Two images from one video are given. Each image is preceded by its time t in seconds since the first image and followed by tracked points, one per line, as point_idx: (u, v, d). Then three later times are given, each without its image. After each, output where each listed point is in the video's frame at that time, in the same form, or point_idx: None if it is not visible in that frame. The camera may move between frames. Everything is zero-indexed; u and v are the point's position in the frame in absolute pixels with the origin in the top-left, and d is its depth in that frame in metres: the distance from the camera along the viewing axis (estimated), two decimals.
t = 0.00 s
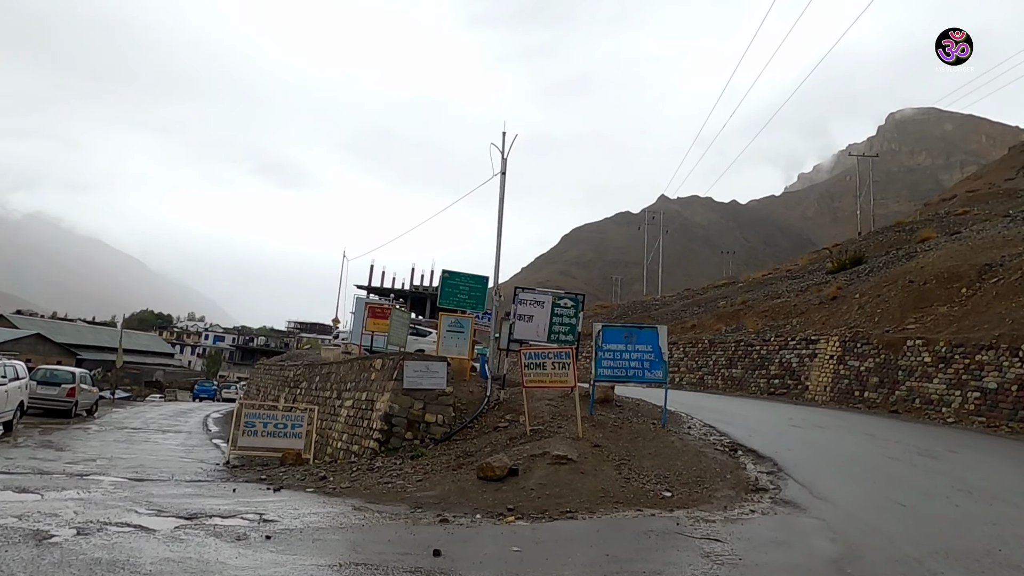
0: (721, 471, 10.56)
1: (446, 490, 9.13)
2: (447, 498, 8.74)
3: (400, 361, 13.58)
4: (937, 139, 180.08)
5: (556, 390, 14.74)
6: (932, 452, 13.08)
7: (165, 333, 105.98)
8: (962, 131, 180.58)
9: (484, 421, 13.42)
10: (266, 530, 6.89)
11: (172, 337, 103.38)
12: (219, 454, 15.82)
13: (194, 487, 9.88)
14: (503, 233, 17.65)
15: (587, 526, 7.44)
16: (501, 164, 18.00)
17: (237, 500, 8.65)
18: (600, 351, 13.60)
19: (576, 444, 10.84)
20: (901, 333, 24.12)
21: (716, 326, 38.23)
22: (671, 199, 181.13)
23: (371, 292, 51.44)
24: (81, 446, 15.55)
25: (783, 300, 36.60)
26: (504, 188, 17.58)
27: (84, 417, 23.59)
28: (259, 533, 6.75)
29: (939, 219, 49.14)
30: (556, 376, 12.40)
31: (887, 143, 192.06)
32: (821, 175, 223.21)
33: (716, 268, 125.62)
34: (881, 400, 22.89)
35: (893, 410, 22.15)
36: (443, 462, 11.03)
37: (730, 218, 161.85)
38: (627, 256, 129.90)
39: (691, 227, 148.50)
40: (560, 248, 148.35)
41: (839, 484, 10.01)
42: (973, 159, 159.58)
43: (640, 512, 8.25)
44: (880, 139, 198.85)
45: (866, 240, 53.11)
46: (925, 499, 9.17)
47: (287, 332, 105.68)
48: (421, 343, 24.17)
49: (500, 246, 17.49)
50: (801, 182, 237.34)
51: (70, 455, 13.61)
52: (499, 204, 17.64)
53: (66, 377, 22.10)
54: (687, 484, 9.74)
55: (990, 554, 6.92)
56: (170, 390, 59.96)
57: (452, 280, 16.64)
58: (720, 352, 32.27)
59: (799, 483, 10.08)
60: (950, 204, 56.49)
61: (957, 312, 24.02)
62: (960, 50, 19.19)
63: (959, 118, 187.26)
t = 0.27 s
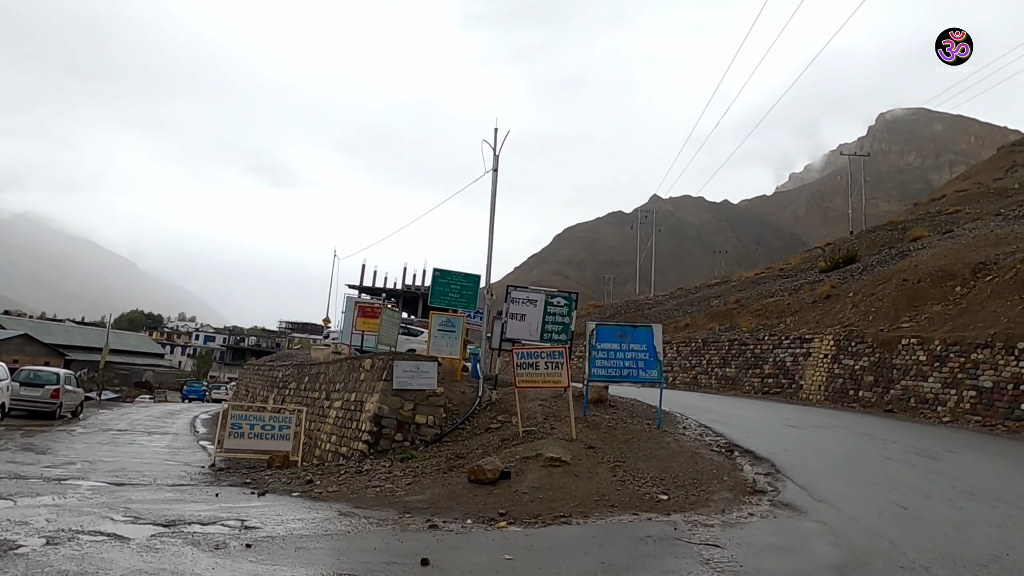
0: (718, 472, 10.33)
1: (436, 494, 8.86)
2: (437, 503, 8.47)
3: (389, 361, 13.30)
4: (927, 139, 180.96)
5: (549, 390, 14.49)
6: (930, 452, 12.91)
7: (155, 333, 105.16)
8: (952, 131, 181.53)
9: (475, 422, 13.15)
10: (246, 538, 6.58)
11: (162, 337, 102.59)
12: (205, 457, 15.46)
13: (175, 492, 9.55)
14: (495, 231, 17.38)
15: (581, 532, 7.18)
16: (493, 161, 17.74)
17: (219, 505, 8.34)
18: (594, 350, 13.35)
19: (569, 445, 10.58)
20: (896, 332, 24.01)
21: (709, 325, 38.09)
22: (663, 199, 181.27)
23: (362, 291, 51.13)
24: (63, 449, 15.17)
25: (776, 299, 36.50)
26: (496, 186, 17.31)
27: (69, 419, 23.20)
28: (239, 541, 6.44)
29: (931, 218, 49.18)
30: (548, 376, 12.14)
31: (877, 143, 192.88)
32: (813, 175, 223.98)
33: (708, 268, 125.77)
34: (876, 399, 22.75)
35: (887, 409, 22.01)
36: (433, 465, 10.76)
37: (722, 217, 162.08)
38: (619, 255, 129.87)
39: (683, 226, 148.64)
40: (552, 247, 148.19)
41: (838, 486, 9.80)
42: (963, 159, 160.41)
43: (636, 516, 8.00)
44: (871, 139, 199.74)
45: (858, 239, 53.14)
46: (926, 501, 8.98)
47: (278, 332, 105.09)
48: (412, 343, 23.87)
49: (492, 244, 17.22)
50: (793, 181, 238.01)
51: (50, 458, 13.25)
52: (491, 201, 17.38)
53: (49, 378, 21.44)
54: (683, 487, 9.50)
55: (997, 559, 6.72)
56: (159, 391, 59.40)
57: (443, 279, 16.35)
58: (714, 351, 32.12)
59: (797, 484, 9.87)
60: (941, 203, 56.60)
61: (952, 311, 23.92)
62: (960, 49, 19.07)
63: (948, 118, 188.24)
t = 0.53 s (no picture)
0: (713, 472, 10.14)
1: (426, 496, 8.60)
2: (427, 505, 8.21)
3: (377, 361, 13.04)
4: (914, 139, 182.18)
5: (540, 389, 14.26)
6: (925, 451, 12.80)
7: (142, 333, 104.18)
8: (938, 131, 182.84)
9: (466, 422, 12.91)
10: (227, 545, 6.29)
11: (149, 337, 101.63)
12: (189, 458, 15.13)
13: (155, 495, 9.24)
14: (485, 228, 17.12)
15: (575, 536, 6.95)
16: (483, 158, 17.49)
17: (201, 509, 8.03)
18: (586, 349, 13.13)
19: (562, 445, 10.36)
20: (887, 330, 23.96)
21: (700, 324, 38.02)
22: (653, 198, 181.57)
23: (351, 290, 50.74)
24: (43, 452, 14.80)
25: (766, 297, 36.49)
26: (486, 182, 17.06)
27: (51, 420, 22.76)
28: (220, 548, 6.15)
29: (919, 216, 49.34)
30: (540, 375, 11.90)
31: (865, 143, 194.07)
32: (801, 175, 225.21)
33: (697, 267, 126.00)
34: (867, 398, 22.66)
35: (879, 407, 21.92)
36: (423, 466, 10.51)
37: (711, 217, 162.57)
38: (609, 254, 129.95)
39: (672, 225, 148.92)
40: (542, 246, 148.06)
41: (835, 486, 9.63)
42: (949, 159, 161.56)
43: (630, 518, 7.80)
44: (859, 138, 200.85)
45: (847, 237, 53.29)
46: (926, 502, 8.83)
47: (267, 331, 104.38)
48: (402, 342, 23.59)
49: (483, 241, 16.97)
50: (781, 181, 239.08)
51: (28, 461, 12.88)
52: (481, 198, 17.13)
53: (30, 379, 20.98)
54: (678, 487, 9.30)
55: (1002, 562, 6.55)
56: (145, 392, 58.77)
57: (433, 277, 16.09)
58: (705, 349, 32.02)
59: (794, 485, 9.69)
60: (929, 202, 56.83)
61: (943, 309, 23.90)
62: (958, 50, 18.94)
63: (935, 118, 189.63)
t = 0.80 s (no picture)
0: (706, 472, 9.97)
1: (413, 499, 8.37)
2: (414, 508, 7.98)
3: (364, 360, 12.78)
4: (898, 139, 183.64)
5: (530, 388, 14.05)
6: (917, 450, 12.71)
7: (126, 333, 102.99)
8: (923, 131, 184.41)
9: (454, 422, 12.68)
10: (205, 552, 6.02)
11: (133, 336, 100.50)
12: (170, 460, 14.79)
13: (133, 499, 8.94)
14: (473, 226, 16.87)
15: (567, 539, 6.74)
16: (472, 154, 17.23)
17: (180, 513, 7.75)
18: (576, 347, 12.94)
19: (552, 445, 10.15)
20: (876, 328, 23.96)
21: (689, 322, 37.98)
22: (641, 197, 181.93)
23: (338, 289, 50.30)
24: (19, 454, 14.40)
25: (755, 296, 36.49)
26: (475, 179, 16.80)
27: (30, 421, 22.28)
28: (197, 555, 5.88)
29: (905, 215, 49.58)
30: (530, 374, 11.70)
31: (850, 143, 195.41)
32: (787, 174, 226.51)
33: (685, 266, 126.33)
34: (857, 396, 22.63)
35: (868, 405, 21.88)
36: (410, 467, 10.27)
37: (699, 216, 163.09)
38: (597, 254, 130.02)
39: (660, 225, 149.24)
40: (531, 245, 147.89)
41: (830, 486, 9.49)
42: (933, 159, 162.98)
43: (623, 520, 7.61)
44: (845, 138, 202.26)
45: (834, 236, 53.49)
46: (922, 501, 8.70)
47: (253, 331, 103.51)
48: (389, 341, 23.30)
49: (471, 239, 16.72)
50: (768, 180, 240.30)
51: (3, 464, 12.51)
52: (469, 195, 16.88)
53: (8, 380, 20.51)
54: (670, 488, 9.13)
55: (1002, 563, 6.42)
56: (128, 392, 58.04)
57: (421, 274, 15.83)
58: (694, 348, 31.95)
59: (788, 485, 9.54)
60: (914, 201, 57.16)
61: (931, 307, 23.91)
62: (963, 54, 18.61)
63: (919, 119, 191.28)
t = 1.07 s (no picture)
0: (686, 473, 9.80)
1: (386, 505, 8.07)
2: (387, 515, 7.69)
3: (336, 360, 12.45)
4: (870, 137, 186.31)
5: (507, 388, 13.80)
6: (895, 447, 12.68)
7: (96, 332, 100.86)
8: (893, 130, 187.31)
9: (430, 423, 12.39)
10: (161, 567, 5.67)
11: (103, 335, 98.44)
12: (136, 464, 14.30)
13: (90, 508, 8.52)
14: (450, 222, 16.55)
15: (544, 547, 6.50)
16: (448, 149, 16.90)
17: (139, 524, 7.37)
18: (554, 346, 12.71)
19: (529, 447, 9.91)
20: (851, 324, 24.08)
21: (667, 319, 38.00)
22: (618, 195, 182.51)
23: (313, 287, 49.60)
24: None
25: (732, 292, 36.59)
26: (451, 174, 16.48)
27: None
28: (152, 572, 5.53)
29: (878, 212, 50.10)
30: (506, 373, 11.44)
31: (823, 141, 197.87)
32: (762, 172, 228.74)
33: (662, 263, 126.96)
34: (833, 392, 22.71)
35: (844, 401, 21.96)
36: (384, 471, 9.98)
37: (676, 213, 164.00)
38: (575, 251, 130.13)
39: (637, 222, 149.82)
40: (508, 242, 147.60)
41: (810, 486, 9.37)
42: (904, 158, 165.58)
43: (603, 525, 7.40)
44: (819, 136, 204.76)
45: (809, 232, 53.93)
46: (903, 501, 8.61)
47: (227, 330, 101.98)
48: (364, 339, 22.90)
49: (447, 236, 16.39)
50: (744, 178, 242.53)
51: None
52: (445, 191, 16.55)
53: None
54: (650, 489, 8.94)
55: (987, 565, 6.30)
56: (97, 392, 56.76)
57: (396, 272, 15.48)
58: (672, 345, 31.93)
59: (768, 485, 9.41)
60: (886, 199, 57.85)
61: (905, 303, 24.09)
62: (965, 51, 17.82)
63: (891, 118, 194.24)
